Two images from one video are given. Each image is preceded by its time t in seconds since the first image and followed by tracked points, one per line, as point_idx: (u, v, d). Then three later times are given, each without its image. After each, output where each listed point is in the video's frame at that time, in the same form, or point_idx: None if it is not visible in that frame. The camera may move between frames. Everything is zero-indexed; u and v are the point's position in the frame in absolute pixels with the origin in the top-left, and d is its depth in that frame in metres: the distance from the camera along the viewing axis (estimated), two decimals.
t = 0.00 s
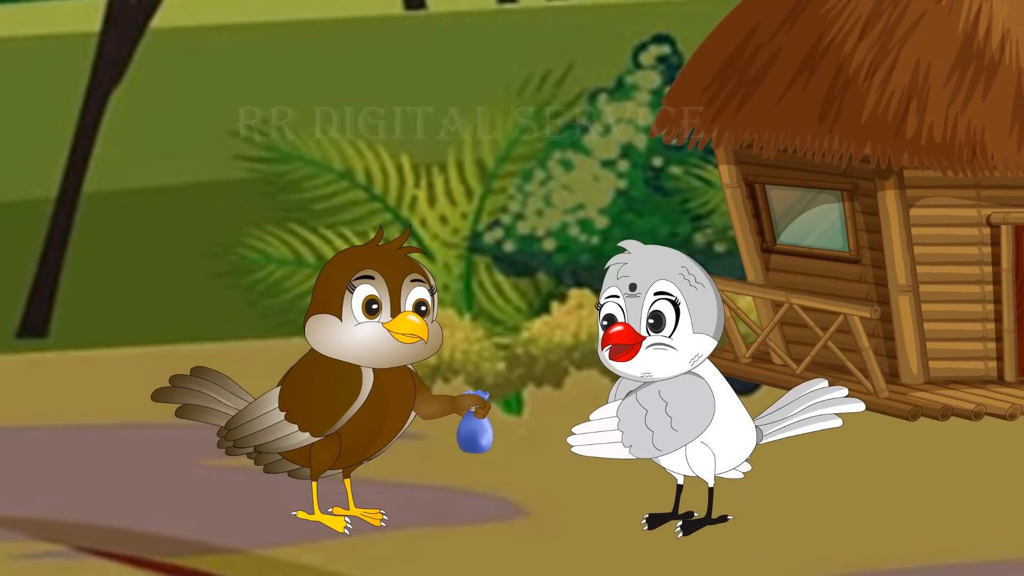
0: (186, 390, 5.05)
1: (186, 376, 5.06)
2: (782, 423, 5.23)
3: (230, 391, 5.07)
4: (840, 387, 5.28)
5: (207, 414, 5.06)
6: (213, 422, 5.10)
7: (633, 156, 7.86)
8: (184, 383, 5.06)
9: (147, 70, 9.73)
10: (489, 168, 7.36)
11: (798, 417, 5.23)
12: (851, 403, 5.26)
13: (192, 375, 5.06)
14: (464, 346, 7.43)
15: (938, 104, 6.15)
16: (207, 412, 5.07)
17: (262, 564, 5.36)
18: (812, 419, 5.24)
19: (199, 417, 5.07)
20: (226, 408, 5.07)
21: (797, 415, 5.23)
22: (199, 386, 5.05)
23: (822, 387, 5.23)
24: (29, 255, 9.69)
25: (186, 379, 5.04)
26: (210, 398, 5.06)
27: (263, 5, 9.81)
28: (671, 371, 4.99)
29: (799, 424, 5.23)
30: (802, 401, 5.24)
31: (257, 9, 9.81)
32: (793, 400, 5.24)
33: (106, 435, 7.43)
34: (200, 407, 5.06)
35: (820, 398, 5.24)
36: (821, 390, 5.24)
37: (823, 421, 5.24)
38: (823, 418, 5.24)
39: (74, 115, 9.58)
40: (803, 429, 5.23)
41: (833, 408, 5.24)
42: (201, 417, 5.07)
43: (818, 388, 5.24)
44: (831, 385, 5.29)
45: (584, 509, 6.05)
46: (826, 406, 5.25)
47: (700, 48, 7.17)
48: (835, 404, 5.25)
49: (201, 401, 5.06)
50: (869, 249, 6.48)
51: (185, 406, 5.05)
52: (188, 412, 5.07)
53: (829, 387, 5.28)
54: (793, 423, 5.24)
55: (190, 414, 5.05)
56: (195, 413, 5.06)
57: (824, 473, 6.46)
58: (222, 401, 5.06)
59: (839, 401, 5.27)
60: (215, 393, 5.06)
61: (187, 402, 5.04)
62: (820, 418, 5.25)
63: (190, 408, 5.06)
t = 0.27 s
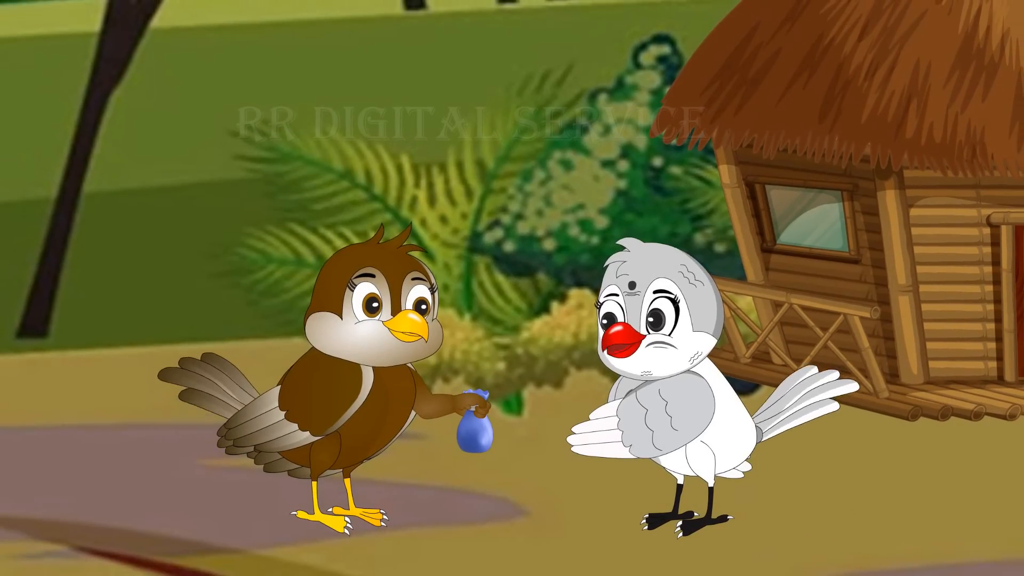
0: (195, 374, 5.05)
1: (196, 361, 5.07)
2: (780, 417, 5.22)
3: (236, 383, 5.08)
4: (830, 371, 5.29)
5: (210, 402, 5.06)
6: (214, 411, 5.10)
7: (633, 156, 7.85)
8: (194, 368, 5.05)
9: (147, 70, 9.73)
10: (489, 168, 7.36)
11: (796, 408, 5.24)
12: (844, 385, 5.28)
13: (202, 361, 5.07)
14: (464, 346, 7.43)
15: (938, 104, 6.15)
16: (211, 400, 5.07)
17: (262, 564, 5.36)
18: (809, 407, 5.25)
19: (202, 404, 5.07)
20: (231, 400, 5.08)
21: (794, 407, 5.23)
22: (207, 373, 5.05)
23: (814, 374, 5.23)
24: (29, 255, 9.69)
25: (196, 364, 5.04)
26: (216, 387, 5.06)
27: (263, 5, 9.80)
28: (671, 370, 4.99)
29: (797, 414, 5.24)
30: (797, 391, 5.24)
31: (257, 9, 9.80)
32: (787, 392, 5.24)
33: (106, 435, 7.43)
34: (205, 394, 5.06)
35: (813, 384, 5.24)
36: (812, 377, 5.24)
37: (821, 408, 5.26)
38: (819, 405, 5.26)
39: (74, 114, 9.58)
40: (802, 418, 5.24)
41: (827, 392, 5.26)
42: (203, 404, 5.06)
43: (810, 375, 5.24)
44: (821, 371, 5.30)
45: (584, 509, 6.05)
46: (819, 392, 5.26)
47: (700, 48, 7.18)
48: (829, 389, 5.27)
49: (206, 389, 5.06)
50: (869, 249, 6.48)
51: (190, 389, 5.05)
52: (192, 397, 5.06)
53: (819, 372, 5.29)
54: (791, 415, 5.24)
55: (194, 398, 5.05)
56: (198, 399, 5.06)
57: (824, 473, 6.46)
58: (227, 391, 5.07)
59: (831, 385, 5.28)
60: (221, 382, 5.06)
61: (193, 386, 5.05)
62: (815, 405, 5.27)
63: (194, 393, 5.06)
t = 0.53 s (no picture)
0: (204, 361, 5.06)
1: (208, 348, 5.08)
2: (777, 411, 5.22)
3: (242, 375, 5.08)
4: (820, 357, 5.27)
5: (213, 391, 5.06)
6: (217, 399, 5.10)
7: (633, 156, 7.85)
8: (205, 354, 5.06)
9: (147, 70, 9.73)
10: (489, 168, 7.36)
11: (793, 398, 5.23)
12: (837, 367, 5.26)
13: (214, 349, 5.08)
14: (464, 346, 7.42)
15: (938, 104, 6.16)
16: (215, 390, 5.07)
17: (262, 564, 5.36)
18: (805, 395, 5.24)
19: (207, 390, 5.07)
20: (234, 391, 5.07)
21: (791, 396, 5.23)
22: (216, 361, 5.06)
23: (806, 361, 5.22)
24: (29, 255, 9.69)
25: (206, 351, 5.05)
26: (222, 376, 5.06)
27: (263, 5, 9.81)
28: (671, 369, 4.99)
29: (793, 405, 5.23)
30: (793, 380, 5.23)
31: (257, 9, 9.80)
32: (782, 384, 5.24)
33: (107, 435, 7.43)
34: (210, 382, 5.06)
35: (804, 372, 5.23)
36: (802, 366, 5.23)
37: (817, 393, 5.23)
38: (815, 391, 5.24)
39: (74, 115, 9.58)
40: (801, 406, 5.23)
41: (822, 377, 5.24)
42: (207, 392, 5.06)
43: (799, 364, 5.23)
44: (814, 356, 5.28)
45: (584, 509, 6.05)
46: (812, 379, 5.24)
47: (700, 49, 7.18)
48: (821, 374, 5.25)
49: (213, 378, 5.06)
50: (869, 249, 6.48)
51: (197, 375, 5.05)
52: (198, 381, 5.06)
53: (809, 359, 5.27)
54: (787, 407, 5.23)
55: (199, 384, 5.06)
56: (203, 386, 5.06)
57: (824, 473, 6.46)
58: (232, 382, 5.07)
59: (823, 370, 5.26)
60: (229, 373, 5.07)
61: (200, 371, 5.06)
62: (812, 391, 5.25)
63: (200, 379, 5.06)
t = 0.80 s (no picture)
0: (182, 404, 5.05)
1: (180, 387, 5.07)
2: (784, 427, 5.23)
3: (223, 397, 5.06)
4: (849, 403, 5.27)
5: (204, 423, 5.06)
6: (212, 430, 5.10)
7: (633, 156, 7.86)
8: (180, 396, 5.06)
9: (147, 70, 9.73)
10: (489, 168, 7.36)
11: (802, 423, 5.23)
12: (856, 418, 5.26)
13: (185, 388, 5.06)
14: (464, 346, 7.42)
15: (938, 104, 6.15)
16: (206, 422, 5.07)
17: (262, 564, 5.36)
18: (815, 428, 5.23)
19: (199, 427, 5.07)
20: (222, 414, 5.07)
21: (801, 421, 5.23)
22: (193, 397, 5.05)
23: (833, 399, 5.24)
24: (29, 255, 9.69)
25: (180, 393, 5.05)
26: (205, 407, 5.06)
27: (263, 5, 9.80)
28: (671, 369, 4.99)
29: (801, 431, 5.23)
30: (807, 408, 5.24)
31: (257, 9, 9.80)
32: (802, 407, 5.24)
33: (107, 435, 7.43)
34: (198, 417, 5.06)
35: (827, 408, 5.24)
36: (828, 402, 5.24)
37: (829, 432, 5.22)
38: (826, 429, 5.23)
39: (73, 115, 9.58)
40: (809, 436, 5.22)
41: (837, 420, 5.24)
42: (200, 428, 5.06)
43: (828, 398, 5.25)
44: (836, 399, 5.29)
45: (584, 509, 6.05)
46: (831, 418, 5.24)
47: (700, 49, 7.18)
48: (842, 418, 5.25)
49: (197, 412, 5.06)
50: (869, 249, 6.48)
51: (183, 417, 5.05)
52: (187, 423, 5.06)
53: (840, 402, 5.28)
54: (797, 429, 5.24)
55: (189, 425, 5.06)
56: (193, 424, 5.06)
57: (824, 473, 6.46)
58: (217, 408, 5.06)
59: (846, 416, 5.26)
60: (211, 402, 5.06)
61: (184, 414, 5.05)
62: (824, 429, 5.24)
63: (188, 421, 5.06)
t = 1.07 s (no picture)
0: (180, 404, 5.06)
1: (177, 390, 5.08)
2: (784, 428, 5.23)
3: (222, 398, 5.07)
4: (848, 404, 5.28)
5: (204, 424, 5.06)
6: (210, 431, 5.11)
7: (633, 156, 7.86)
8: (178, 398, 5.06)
9: (147, 71, 9.74)
10: (489, 167, 7.37)
11: (801, 424, 5.24)
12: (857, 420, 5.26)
13: (183, 389, 5.07)
14: (464, 345, 7.42)
15: (938, 104, 6.16)
16: (205, 423, 5.07)
17: (262, 564, 5.36)
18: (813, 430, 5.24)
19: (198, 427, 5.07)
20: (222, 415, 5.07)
21: (801, 422, 5.23)
22: (192, 398, 5.06)
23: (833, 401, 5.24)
24: (29, 255, 9.69)
25: (179, 394, 5.05)
26: (204, 408, 5.06)
27: (263, 5, 9.80)
28: (671, 369, 4.99)
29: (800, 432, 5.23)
30: (807, 409, 5.24)
31: (257, 9, 9.80)
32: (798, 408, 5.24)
33: (107, 435, 7.43)
34: (197, 418, 5.06)
35: (826, 409, 5.24)
36: (828, 402, 5.24)
37: (829, 433, 5.22)
38: (826, 430, 5.23)
39: (73, 115, 9.58)
40: (808, 436, 5.22)
41: (838, 421, 5.24)
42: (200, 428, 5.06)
43: (827, 399, 5.25)
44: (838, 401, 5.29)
45: (584, 509, 6.05)
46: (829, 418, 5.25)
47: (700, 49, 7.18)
48: (841, 419, 5.25)
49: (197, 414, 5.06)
50: (869, 249, 6.48)
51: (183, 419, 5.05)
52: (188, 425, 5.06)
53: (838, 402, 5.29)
54: (796, 430, 5.24)
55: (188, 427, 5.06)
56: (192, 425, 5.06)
57: (824, 473, 6.46)
58: (216, 408, 5.06)
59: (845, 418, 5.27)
60: (209, 402, 5.06)
61: (182, 416, 5.05)
62: (823, 430, 5.24)
63: (187, 421, 5.06)
